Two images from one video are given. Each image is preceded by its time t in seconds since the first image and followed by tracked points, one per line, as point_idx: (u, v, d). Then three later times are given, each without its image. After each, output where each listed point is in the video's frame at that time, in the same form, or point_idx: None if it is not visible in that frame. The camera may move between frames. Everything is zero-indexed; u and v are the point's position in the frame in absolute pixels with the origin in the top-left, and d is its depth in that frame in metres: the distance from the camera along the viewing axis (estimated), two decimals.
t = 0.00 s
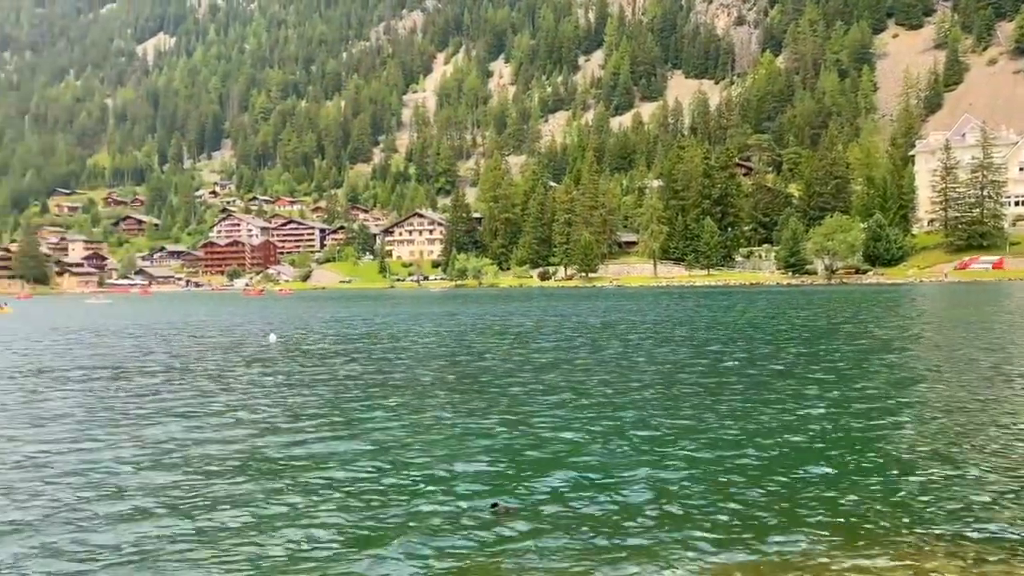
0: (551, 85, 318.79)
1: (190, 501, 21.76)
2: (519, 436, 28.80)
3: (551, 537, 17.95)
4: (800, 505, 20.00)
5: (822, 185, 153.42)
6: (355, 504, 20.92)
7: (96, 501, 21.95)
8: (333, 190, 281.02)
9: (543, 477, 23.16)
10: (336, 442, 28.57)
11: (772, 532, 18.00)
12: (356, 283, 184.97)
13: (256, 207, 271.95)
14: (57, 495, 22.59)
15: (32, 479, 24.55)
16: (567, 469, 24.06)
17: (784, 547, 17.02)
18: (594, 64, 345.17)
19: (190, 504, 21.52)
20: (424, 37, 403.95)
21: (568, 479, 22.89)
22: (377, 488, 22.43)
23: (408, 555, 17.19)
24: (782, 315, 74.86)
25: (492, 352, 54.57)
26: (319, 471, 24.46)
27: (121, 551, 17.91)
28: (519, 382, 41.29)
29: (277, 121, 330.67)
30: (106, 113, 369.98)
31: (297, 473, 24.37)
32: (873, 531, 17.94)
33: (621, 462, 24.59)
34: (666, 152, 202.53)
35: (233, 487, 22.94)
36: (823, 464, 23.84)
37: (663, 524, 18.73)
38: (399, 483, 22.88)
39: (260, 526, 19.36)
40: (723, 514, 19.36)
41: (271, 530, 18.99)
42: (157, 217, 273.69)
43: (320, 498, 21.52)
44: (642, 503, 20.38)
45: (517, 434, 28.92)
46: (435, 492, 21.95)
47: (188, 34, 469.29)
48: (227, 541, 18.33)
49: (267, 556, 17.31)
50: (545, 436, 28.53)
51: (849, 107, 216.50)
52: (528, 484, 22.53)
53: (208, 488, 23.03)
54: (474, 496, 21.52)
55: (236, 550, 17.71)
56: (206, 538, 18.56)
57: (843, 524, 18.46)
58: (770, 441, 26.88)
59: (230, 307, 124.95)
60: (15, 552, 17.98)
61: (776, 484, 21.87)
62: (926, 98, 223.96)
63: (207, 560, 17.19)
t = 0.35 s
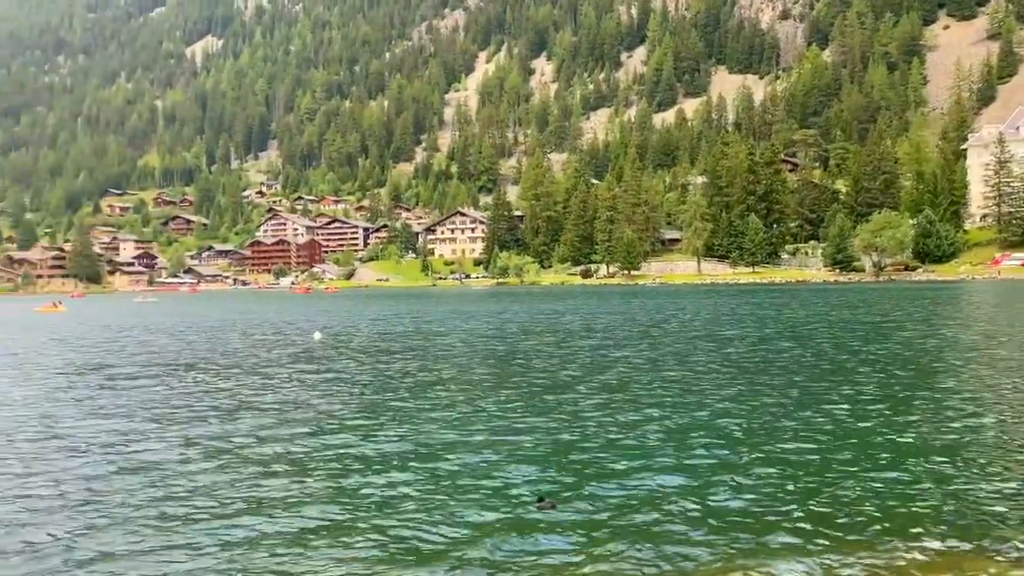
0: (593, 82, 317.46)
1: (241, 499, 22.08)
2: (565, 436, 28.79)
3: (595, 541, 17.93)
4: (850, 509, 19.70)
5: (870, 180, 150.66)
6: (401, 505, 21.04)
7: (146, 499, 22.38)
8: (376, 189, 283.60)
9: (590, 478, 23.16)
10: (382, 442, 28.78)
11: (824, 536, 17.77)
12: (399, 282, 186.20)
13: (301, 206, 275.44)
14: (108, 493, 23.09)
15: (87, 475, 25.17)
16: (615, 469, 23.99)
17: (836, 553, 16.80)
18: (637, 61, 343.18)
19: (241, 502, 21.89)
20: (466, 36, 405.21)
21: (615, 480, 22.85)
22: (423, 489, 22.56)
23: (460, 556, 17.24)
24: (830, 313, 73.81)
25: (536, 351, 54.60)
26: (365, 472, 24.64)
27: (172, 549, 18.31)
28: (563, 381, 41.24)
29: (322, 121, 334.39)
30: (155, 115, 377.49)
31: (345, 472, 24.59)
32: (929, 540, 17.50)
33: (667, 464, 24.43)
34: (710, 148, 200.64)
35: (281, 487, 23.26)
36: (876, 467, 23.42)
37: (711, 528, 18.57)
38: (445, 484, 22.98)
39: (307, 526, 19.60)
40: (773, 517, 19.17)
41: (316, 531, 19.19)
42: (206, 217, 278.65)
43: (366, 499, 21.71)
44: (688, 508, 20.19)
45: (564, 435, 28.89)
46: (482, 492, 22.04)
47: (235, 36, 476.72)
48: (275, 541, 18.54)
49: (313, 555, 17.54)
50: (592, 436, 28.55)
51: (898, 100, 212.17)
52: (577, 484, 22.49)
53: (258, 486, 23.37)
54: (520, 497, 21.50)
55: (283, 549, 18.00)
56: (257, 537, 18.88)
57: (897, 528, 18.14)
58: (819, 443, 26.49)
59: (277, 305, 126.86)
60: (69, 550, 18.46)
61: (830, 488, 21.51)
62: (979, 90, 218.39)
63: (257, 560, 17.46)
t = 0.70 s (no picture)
0: (642, 78, 314.97)
1: (296, 500, 22.08)
2: (620, 437, 28.35)
3: (656, 547, 17.50)
4: (924, 517, 18.97)
5: (927, 174, 146.92)
6: (457, 506, 20.83)
7: (203, 498, 22.57)
8: (425, 188, 285.81)
9: (649, 481, 22.67)
10: (435, 442, 28.65)
11: (896, 545, 17.11)
12: (447, 280, 187.11)
13: (351, 205, 278.68)
14: (165, 491, 23.36)
15: (143, 474, 25.52)
16: (672, 472, 23.49)
17: (905, 563, 16.18)
18: (686, 56, 340.02)
19: (297, 501, 21.89)
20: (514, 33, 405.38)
21: (674, 483, 22.39)
22: (478, 490, 22.32)
23: (516, 561, 16.97)
24: (887, 310, 71.84)
25: (586, 350, 54.15)
26: (420, 472, 24.51)
27: (229, 549, 18.37)
28: (616, 380, 40.72)
29: (371, 120, 337.50)
30: (209, 117, 385.27)
31: (399, 472, 24.48)
32: (1007, 553, 16.71)
33: (727, 467, 23.87)
34: (761, 143, 198.03)
35: (336, 486, 23.23)
36: (947, 472, 22.55)
37: (776, 534, 18.01)
38: (500, 484, 22.72)
39: (363, 527, 19.51)
40: (840, 524, 18.50)
41: (372, 532, 19.10)
42: (259, 217, 283.61)
43: (421, 501, 21.54)
44: (749, 511, 19.68)
45: (618, 436, 28.43)
46: (536, 494, 21.76)
47: (286, 38, 483.92)
48: (331, 542, 18.47)
49: (368, 558, 17.40)
50: (638, 437, 28.14)
51: (956, 92, 206.81)
52: (635, 487, 22.05)
53: (313, 486, 23.37)
54: (574, 499, 21.13)
55: (339, 551, 17.93)
56: (312, 538, 18.82)
57: (963, 539, 17.39)
58: (883, 447, 25.66)
59: (328, 303, 128.64)
60: (129, 549, 18.66)
61: (898, 493, 20.79)
62: None
63: (313, 563, 17.37)
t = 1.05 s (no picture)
0: (689, 73, 311.33)
1: (343, 497, 22.41)
2: (665, 436, 28.16)
3: (700, 550, 17.36)
4: (980, 519, 18.70)
5: (984, 167, 142.57)
6: (500, 507, 20.92)
7: (251, 495, 23.03)
8: (470, 186, 286.53)
9: (694, 482, 22.55)
10: (478, 440, 28.79)
11: (949, 552, 16.71)
12: (492, 278, 187.35)
13: (397, 204, 280.62)
14: (215, 488, 23.90)
15: (193, 471, 26.12)
16: (717, 474, 23.28)
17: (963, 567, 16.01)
18: (733, 50, 335.64)
19: (342, 499, 22.16)
20: (558, 31, 404.07)
21: (719, 484, 22.21)
22: (521, 490, 22.35)
23: (557, 563, 17.01)
24: (942, 308, 70.17)
25: (631, 348, 53.83)
26: (464, 471, 24.64)
27: (276, 547, 18.72)
28: (661, 379, 40.38)
29: (417, 119, 339.31)
30: (259, 118, 391.36)
31: (444, 471, 24.67)
32: None
33: (774, 468, 23.56)
34: (811, 137, 194.44)
35: (381, 485, 23.48)
36: (1002, 476, 22.00)
37: (824, 540, 17.75)
38: (544, 484, 22.76)
39: (408, 526, 19.70)
40: (904, 530, 18.12)
41: (417, 532, 19.27)
42: (307, 217, 287.15)
43: (466, 500, 21.65)
44: (795, 515, 19.46)
45: (661, 437, 28.29)
46: (580, 495, 21.75)
47: (334, 40, 489.15)
48: (377, 541, 18.72)
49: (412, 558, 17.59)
50: (685, 437, 28.08)
51: (1016, 82, 200.59)
52: (679, 489, 21.93)
53: (359, 484, 23.72)
54: (623, 499, 21.22)
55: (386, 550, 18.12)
56: (356, 537, 19.08)
57: None
58: (937, 448, 25.26)
59: (374, 301, 129.84)
60: (181, 546, 19.13)
61: (951, 498, 20.32)
62: None
63: (360, 562, 17.63)
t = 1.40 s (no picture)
0: (743, 67, 306.38)
1: (399, 495, 22.70)
2: (721, 437, 27.92)
3: (756, 552, 17.32)
4: None
5: None
6: (555, 507, 20.93)
7: (305, 492, 23.41)
8: (520, 184, 286.43)
9: (751, 485, 22.32)
10: (532, 439, 28.83)
11: (1019, 562, 16.27)
12: (543, 275, 186.93)
13: (449, 203, 281.89)
14: (273, 482, 24.46)
15: (252, 464, 26.75)
16: (774, 476, 23.04)
17: None
18: (789, 43, 329.83)
19: (397, 497, 22.48)
20: (609, 26, 401.44)
21: (776, 488, 21.92)
22: (576, 489, 22.45)
23: (616, 564, 17.03)
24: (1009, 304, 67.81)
25: (686, 346, 53.30)
26: (520, 469, 24.80)
27: (334, 543, 19.06)
28: (716, 378, 39.95)
29: (468, 118, 340.55)
30: (313, 119, 396.94)
31: (500, 470, 24.81)
32: None
33: (832, 471, 23.19)
34: (870, 131, 189.89)
35: (437, 482, 23.76)
36: None
37: (883, 543, 17.48)
38: (601, 484, 22.77)
39: (465, 523, 19.89)
40: (989, 541, 17.34)
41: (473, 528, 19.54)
42: (360, 216, 290.24)
43: (521, 498, 21.82)
44: (871, 524, 18.76)
45: (717, 437, 28.05)
46: (635, 495, 21.73)
47: (387, 40, 493.36)
48: (435, 538, 19.00)
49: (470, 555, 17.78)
50: (748, 439, 27.46)
51: None
52: (736, 490, 21.71)
53: (416, 481, 23.96)
54: (688, 503, 20.78)
55: (442, 546, 18.43)
56: (416, 533, 19.39)
57: None
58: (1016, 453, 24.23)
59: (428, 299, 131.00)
60: (240, 540, 19.62)
61: None
62: None
63: (415, 557, 17.93)
